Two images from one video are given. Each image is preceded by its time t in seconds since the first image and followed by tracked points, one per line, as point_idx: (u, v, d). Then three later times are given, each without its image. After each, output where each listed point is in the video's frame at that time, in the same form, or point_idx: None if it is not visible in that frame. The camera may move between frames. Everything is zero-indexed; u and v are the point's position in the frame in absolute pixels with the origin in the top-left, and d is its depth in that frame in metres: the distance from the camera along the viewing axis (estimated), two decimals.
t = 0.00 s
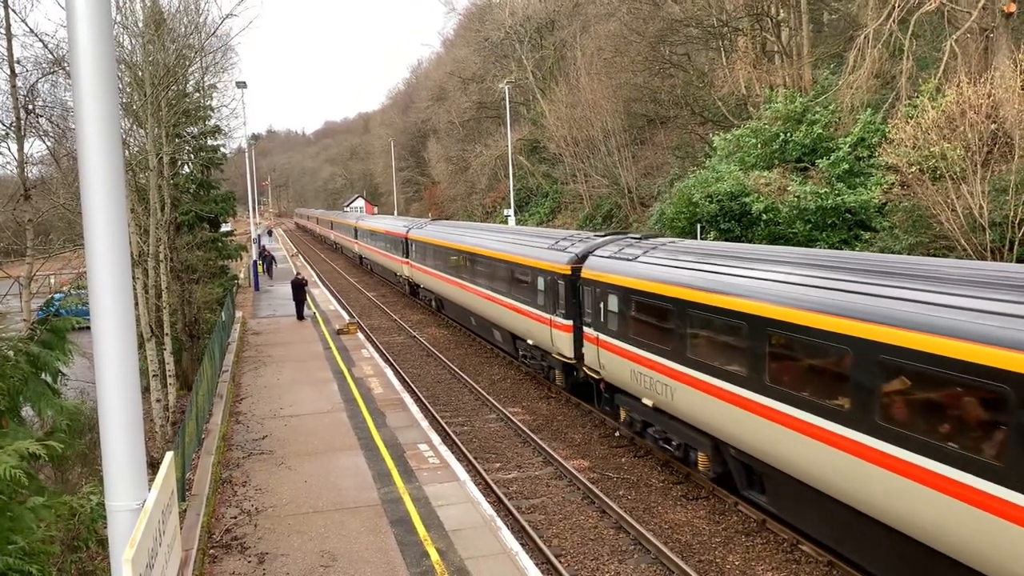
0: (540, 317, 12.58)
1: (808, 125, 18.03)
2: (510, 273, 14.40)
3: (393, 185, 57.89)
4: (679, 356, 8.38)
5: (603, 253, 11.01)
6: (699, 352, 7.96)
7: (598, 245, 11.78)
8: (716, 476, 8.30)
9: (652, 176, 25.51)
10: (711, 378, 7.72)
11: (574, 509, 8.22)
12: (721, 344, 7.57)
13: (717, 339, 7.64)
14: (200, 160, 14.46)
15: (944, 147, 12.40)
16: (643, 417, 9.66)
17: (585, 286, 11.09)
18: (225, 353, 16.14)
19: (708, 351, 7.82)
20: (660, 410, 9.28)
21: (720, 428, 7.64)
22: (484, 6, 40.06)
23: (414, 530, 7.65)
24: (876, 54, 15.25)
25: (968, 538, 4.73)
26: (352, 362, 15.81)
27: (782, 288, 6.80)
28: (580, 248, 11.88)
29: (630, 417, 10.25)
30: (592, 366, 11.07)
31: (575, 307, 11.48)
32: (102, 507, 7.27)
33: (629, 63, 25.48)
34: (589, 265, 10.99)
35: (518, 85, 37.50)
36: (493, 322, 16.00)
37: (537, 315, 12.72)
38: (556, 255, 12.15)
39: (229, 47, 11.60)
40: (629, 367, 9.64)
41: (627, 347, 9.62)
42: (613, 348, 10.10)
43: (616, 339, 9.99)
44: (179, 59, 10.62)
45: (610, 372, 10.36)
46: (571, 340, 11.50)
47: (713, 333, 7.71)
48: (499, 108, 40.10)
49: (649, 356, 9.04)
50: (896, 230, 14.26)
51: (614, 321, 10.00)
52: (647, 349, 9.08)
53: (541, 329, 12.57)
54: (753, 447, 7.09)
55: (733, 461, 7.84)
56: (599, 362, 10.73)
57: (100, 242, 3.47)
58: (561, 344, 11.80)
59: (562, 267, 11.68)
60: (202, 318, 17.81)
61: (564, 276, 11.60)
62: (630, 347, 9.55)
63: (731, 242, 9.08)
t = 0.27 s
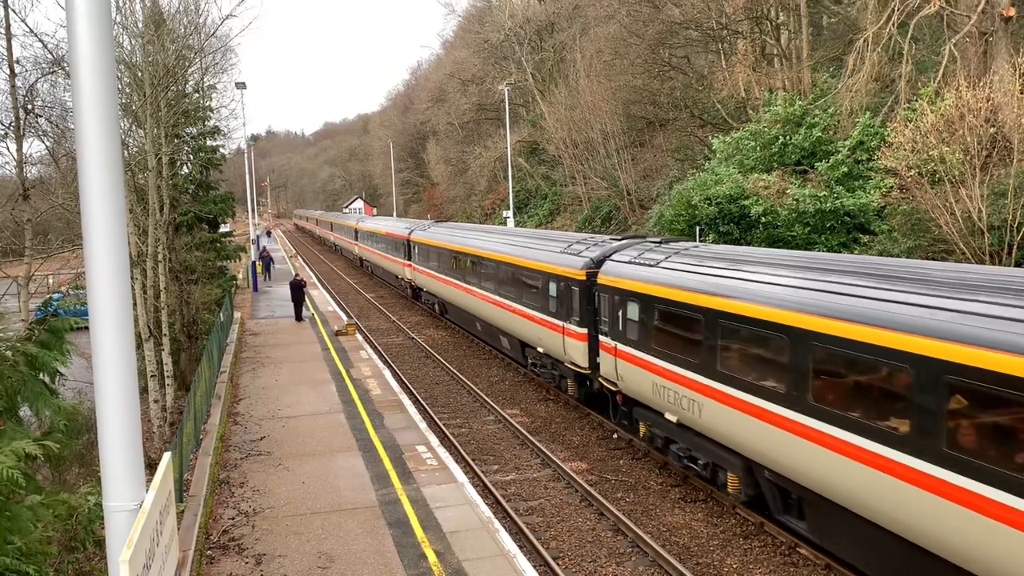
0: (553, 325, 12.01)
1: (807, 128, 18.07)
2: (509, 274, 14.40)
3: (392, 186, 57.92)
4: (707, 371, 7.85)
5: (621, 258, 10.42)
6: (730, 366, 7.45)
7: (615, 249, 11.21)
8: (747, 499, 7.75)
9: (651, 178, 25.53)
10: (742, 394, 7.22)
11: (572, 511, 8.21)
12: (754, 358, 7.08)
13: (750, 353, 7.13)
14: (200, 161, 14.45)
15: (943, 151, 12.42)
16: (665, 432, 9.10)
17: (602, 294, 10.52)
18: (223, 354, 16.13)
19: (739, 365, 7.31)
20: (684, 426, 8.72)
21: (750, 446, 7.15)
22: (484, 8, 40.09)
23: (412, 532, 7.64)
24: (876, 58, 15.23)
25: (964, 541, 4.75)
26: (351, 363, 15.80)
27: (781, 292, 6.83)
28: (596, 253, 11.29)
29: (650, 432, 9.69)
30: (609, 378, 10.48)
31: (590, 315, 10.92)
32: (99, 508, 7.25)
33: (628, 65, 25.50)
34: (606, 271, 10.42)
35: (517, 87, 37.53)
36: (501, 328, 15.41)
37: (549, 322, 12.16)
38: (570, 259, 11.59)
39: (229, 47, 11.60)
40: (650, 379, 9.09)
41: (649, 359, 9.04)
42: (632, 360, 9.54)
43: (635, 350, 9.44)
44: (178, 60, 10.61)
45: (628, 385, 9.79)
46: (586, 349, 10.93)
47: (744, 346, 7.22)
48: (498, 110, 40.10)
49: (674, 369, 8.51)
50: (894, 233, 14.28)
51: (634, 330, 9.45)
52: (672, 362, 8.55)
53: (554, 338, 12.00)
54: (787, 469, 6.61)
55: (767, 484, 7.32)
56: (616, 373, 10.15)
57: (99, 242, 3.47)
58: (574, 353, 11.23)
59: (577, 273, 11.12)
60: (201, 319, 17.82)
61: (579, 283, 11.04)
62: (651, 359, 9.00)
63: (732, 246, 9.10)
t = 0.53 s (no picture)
0: (566, 334, 11.44)
1: (807, 133, 18.09)
2: (509, 277, 14.40)
3: (393, 189, 57.98)
4: (742, 387, 7.31)
5: (643, 264, 9.82)
6: (767, 382, 6.93)
7: (633, 255, 10.64)
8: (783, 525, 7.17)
9: (652, 182, 25.54)
10: (781, 413, 6.71)
11: (571, 515, 8.21)
12: (794, 375, 6.58)
13: (791, 369, 6.61)
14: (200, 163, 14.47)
15: (943, 155, 12.43)
16: (692, 452, 8.56)
17: (622, 302, 9.95)
18: (223, 356, 16.13)
19: (778, 382, 6.80)
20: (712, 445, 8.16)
21: (785, 467, 6.68)
22: (485, 11, 40.14)
23: (411, 535, 7.64)
24: (876, 62, 15.34)
25: (962, 545, 4.79)
26: (350, 366, 15.80)
27: (783, 297, 6.85)
28: (614, 259, 10.70)
29: (673, 451, 9.13)
30: (629, 392, 9.91)
31: (608, 324, 10.34)
32: (98, 510, 7.26)
33: (629, 69, 25.52)
34: (626, 278, 9.84)
35: (518, 91, 37.58)
36: (509, 335, 14.83)
37: (562, 331, 11.58)
38: (585, 265, 11.01)
39: (230, 50, 11.62)
40: (676, 394, 8.54)
41: (663, 368, 8.75)
42: (655, 373, 8.98)
43: (659, 363, 8.88)
44: (180, 62, 10.63)
45: (650, 400, 9.23)
46: (603, 360, 10.34)
47: (784, 362, 6.71)
48: (499, 113, 40.13)
49: (703, 385, 7.97)
50: (894, 237, 14.29)
51: (658, 342, 8.91)
52: (701, 377, 8.00)
53: (567, 347, 11.43)
54: (828, 495, 6.13)
55: (809, 512, 6.75)
56: (637, 387, 9.58)
57: (101, 245, 3.47)
58: (589, 364, 10.66)
59: (592, 280, 10.55)
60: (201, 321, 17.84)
61: (595, 290, 10.46)
62: (677, 373, 8.45)
63: (732, 250, 9.11)
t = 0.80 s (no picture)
0: (583, 344, 10.79)
1: (809, 137, 18.09)
2: (510, 281, 14.40)
3: (395, 193, 58.03)
4: (784, 407, 6.71)
5: (668, 271, 9.19)
6: (812, 403, 6.37)
7: (655, 262, 10.00)
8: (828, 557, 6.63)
9: (653, 186, 25.54)
10: (828, 437, 6.14)
11: (572, 519, 8.18)
12: (844, 395, 6.01)
13: (841, 388, 6.03)
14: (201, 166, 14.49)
15: (945, 160, 12.42)
16: (723, 473, 7.98)
17: (644, 313, 9.31)
18: (223, 359, 16.12)
19: (824, 402, 6.24)
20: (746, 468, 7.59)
21: (829, 492, 6.17)
22: (487, 15, 40.19)
23: (412, 539, 7.62)
24: (877, 67, 15.36)
25: (969, 555, 4.81)
26: (351, 369, 15.79)
27: (787, 302, 6.84)
28: (634, 265, 10.10)
29: (701, 472, 8.55)
30: (652, 408, 9.29)
31: (629, 335, 9.70)
32: (99, 513, 7.26)
33: (631, 73, 25.53)
34: (650, 286, 9.20)
35: (519, 95, 37.62)
36: (519, 344, 14.19)
37: (579, 341, 10.94)
38: (603, 272, 10.35)
39: (232, 53, 11.64)
40: (706, 412, 7.93)
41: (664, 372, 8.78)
42: (682, 390, 8.35)
43: (688, 378, 8.24)
44: (182, 65, 10.65)
45: (677, 417, 8.62)
46: (624, 374, 9.70)
47: (832, 380, 6.13)
48: (500, 117, 40.16)
49: (738, 403, 7.37)
50: (896, 242, 14.27)
51: (684, 355, 8.31)
52: (734, 395, 7.40)
53: (584, 359, 10.78)
54: (841, 505, 6.04)
55: (859, 545, 6.20)
56: (662, 403, 8.96)
57: (103, 247, 3.47)
58: (608, 378, 10.02)
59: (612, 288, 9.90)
60: (202, 324, 17.84)
61: (616, 299, 9.81)
62: (707, 390, 7.84)
63: (732, 254, 9.12)
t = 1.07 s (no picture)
0: (601, 354, 10.19)
1: (810, 139, 18.08)
2: (511, 284, 14.39)
3: (396, 195, 58.06)
4: (832, 428, 6.16)
5: (695, 278, 8.63)
6: (864, 423, 5.82)
7: (680, 267, 9.40)
8: None
9: (654, 188, 25.53)
10: (885, 461, 5.58)
11: (573, 522, 8.17)
12: (874, 406, 5.73)
13: (898, 407, 5.49)
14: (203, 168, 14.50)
15: (947, 162, 12.40)
16: (759, 496, 7.32)
17: (670, 322, 8.74)
18: (225, 361, 16.12)
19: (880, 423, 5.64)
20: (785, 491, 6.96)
21: (853, 507, 5.93)
22: (488, 18, 40.22)
23: (413, 542, 7.61)
24: (879, 69, 15.36)
25: (973, 561, 4.82)
26: (352, 371, 15.78)
27: (791, 305, 6.84)
28: (659, 271, 9.43)
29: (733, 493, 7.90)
30: (680, 424, 8.65)
31: (652, 345, 9.11)
32: (100, 515, 7.25)
33: (632, 76, 25.54)
34: (676, 293, 8.63)
35: (521, 97, 37.64)
36: (530, 351, 13.59)
37: (597, 350, 10.34)
38: (625, 277, 9.74)
39: (234, 55, 11.66)
40: (742, 431, 7.31)
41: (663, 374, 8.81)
42: (714, 406, 7.73)
43: (721, 394, 7.63)
44: (184, 67, 10.66)
45: (707, 435, 7.98)
46: (647, 386, 9.11)
47: (887, 398, 5.60)
48: (502, 119, 40.19)
49: (779, 422, 6.77)
50: (898, 245, 14.26)
51: (717, 368, 7.70)
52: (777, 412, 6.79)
53: (603, 369, 10.18)
54: (842, 508, 6.05)
55: None
56: (690, 419, 8.33)
57: (104, 248, 3.46)
58: (630, 390, 9.42)
59: (634, 294, 9.31)
60: (203, 326, 17.84)
61: (638, 306, 9.22)
62: (743, 405, 7.27)
63: (734, 258, 9.12)
